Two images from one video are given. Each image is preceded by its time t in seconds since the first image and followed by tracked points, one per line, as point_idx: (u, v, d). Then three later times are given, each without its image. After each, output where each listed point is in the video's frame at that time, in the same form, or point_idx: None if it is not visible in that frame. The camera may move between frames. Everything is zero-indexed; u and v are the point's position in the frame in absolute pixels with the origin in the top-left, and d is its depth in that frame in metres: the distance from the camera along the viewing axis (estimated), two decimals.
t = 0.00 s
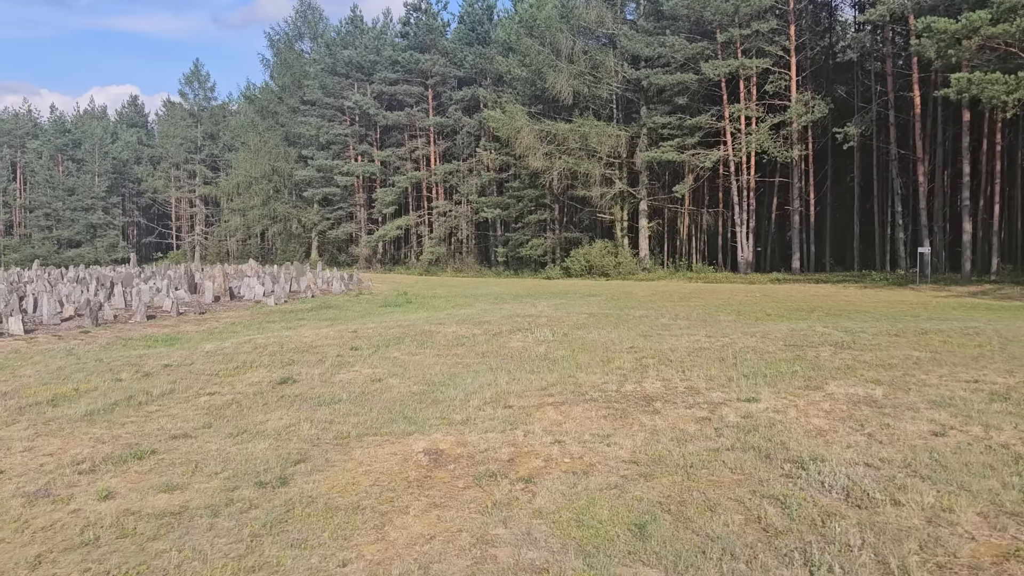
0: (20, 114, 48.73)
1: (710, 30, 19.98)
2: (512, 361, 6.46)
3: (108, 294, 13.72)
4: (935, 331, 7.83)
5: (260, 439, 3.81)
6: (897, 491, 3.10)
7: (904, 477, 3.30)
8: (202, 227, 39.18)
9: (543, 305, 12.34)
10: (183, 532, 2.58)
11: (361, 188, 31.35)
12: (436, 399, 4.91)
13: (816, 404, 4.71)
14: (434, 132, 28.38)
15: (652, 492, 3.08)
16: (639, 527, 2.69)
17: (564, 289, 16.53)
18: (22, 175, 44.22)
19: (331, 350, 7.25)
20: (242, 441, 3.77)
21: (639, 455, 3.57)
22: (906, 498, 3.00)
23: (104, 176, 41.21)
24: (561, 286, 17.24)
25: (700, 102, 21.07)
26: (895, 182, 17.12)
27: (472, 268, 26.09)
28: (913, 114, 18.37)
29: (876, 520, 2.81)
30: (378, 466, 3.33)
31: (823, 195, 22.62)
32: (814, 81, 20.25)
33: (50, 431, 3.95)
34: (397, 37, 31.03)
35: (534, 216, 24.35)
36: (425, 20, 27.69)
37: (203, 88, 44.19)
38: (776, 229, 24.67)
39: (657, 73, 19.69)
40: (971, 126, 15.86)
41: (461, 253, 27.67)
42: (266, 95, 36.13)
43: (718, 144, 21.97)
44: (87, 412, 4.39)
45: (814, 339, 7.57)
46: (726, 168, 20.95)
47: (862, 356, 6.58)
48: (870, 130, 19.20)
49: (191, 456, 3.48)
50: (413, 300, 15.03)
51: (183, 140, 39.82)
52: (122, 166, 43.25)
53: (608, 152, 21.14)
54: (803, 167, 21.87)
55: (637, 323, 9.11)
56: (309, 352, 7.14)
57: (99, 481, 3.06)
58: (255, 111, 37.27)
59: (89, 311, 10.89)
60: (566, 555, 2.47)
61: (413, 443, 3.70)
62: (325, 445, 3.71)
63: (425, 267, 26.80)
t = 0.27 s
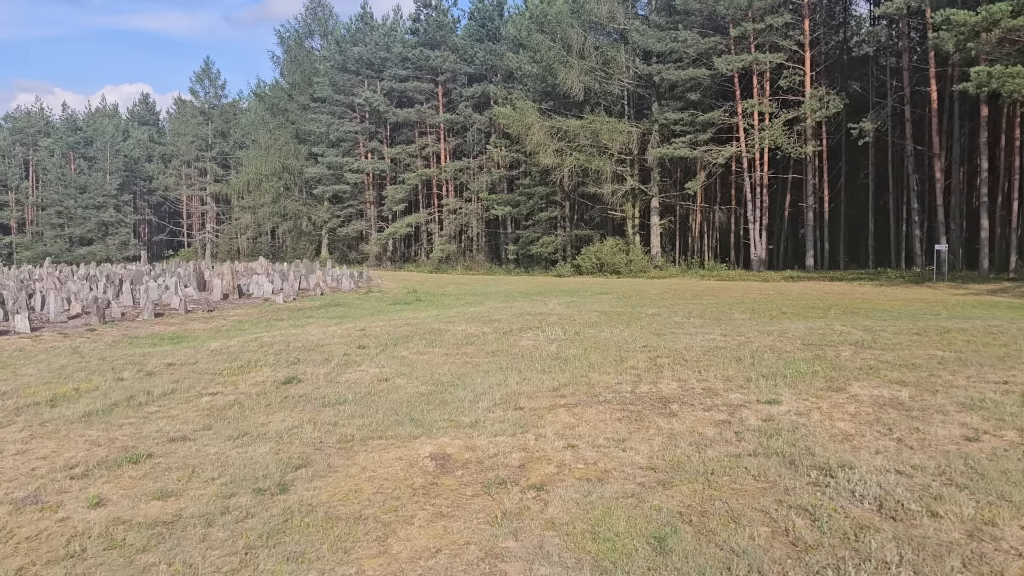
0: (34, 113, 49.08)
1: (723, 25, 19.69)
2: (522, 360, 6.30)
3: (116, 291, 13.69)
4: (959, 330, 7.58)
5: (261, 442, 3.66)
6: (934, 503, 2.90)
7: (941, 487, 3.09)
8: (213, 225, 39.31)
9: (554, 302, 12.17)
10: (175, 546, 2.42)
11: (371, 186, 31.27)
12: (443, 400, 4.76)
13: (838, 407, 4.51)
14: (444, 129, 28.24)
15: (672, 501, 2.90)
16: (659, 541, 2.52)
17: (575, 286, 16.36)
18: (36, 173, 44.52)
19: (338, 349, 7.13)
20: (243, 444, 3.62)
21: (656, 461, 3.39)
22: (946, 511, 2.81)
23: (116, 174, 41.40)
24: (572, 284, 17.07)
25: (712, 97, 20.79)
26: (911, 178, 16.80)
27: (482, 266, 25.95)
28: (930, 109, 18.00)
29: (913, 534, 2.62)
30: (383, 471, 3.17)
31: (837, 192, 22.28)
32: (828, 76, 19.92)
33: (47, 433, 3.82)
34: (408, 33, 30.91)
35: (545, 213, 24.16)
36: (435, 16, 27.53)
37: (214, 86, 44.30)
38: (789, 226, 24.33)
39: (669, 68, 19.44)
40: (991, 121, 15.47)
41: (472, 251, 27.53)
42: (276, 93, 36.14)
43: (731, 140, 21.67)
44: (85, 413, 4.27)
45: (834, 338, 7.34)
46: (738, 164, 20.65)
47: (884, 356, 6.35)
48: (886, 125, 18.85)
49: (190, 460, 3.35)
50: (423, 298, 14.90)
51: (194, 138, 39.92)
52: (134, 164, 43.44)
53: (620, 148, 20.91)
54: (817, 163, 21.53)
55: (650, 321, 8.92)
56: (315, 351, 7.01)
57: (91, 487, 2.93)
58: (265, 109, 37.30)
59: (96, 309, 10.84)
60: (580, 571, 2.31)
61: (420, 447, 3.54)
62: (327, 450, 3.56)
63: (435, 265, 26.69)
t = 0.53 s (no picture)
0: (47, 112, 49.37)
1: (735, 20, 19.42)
2: (530, 362, 6.16)
3: (124, 289, 13.66)
4: (981, 331, 7.36)
5: (261, 450, 3.54)
6: (969, 520, 2.73)
7: (973, 503, 2.92)
8: (223, 223, 39.39)
9: (564, 301, 12.00)
10: (164, 565, 2.30)
11: (380, 183, 31.20)
12: (449, 404, 4.63)
13: (859, 414, 4.33)
14: (453, 126, 28.09)
15: (688, 517, 2.75)
16: (676, 562, 2.36)
17: (584, 285, 16.20)
18: (48, 171, 44.78)
19: (344, 350, 7.01)
20: (241, 452, 3.50)
21: (671, 472, 3.23)
22: (983, 530, 2.63)
23: (126, 172, 41.56)
24: (582, 282, 16.89)
25: (724, 94, 20.52)
26: (926, 175, 16.50)
27: (491, 264, 25.81)
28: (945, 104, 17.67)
29: (948, 556, 2.45)
30: (386, 482, 3.04)
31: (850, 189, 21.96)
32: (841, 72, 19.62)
33: (42, 439, 3.72)
34: (417, 31, 30.78)
35: (555, 211, 23.98)
36: (444, 13, 27.37)
37: (224, 84, 44.37)
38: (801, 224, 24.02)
39: (680, 65, 19.20)
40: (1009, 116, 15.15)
41: (481, 248, 27.39)
42: (286, 91, 36.13)
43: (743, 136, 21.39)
44: (84, 417, 4.17)
45: (851, 339, 7.14)
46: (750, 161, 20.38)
47: (904, 358, 6.16)
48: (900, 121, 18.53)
49: (187, 469, 3.23)
50: (431, 296, 14.78)
51: (204, 135, 40.01)
52: (144, 162, 43.59)
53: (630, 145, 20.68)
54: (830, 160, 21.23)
55: (662, 321, 8.74)
56: (320, 352, 6.90)
57: (82, 499, 2.82)
58: (275, 107, 37.30)
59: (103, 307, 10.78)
60: None
61: (425, 456, 3.40)
62: (329, 458, 3.43)
63: (444, 263, 26.59)
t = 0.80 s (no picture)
0: (58, 107, 49.62)
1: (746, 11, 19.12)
2: (534, 357, 6.03)
3: (130, 284, 13.65)
4: (999, 326, 7.15)
5: (253, 447, 3.43)
6: (994, 526, 2.56)
7: (997, 508, 2.75)
8: (232, 218, 39.46)
9: (571, 296, 11.85)
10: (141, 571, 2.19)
11: (388, 178, 31.12)
12: (449, 401, 4.50)
13: (873, 412, 4.16)
14: (461, 120, 27.93)
15: (694, 521, 2.60)
16: (679, 571, 2.22)
17: (593, 279, 16.03)
18: (58, 167, 45.01)
19: (346, 345, 6.91)
20: (233, 450, 3.39)
21: (677, 473, 3.09)
22: (1009, 537, 2.47)
23: (136, 167, 41.70)
24: (590, 277, 16.74)
25: (734, 86, 20.25)
26: (939, 167, 16.20)
27: (499, 259, 25.68)
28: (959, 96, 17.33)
29: (971, 565, 2.30)
30: (379, 483, 2.91)
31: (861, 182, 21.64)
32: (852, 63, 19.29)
33: (30, 437, 3.63)
34: (425, 24, 30.62)
35: (563, 205, 23.80)
36: (452, 6, 27.19)
37: (233, 80, 44.42)
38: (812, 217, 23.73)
39: (689, 57, 18.94)
40: None
41: (489, 243, 27.26)
42: (294, 86, 36.10)
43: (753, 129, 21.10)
44: (76, 414, 4.08)
45: (865, 335, 6.96)
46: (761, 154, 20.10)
47: (919, 354, 5.97)
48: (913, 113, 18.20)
49: (174, 468, 3.13)
50: (438, 290, 14.68)
51: (213, 131, 40.06)
52: (153, 157, 43.73)
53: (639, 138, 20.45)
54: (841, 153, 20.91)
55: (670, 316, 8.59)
56: (321, 347, 6.80)
57: (63, 500, 2.73)
58: (283, 102, 37.28)
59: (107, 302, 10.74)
60: None
61: (421, 455, 3.28)
62: (322, 457, 3.31)
63: (452, 258, 26.50)
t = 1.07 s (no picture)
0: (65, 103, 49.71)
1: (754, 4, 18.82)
2: (533, 358, 5.88)
3: (132, 280, 13.58)
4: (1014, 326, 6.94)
5: (234, 454, 3.30)
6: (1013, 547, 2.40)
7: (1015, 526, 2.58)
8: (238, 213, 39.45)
9: (576, 293, 11.67)
10: None
11: (393, 173, 30.99)
12: (442, 404, 4.36)
13: (882, 418, 3.99)
14: (467, 115, 27.73)
15: (691, 539, 2.46)
16: None
17: (598, 275, 15.85)
18: (66, 162, 45.13)
19: (342, 344, 6.78)
20: (213, 457, 3.26)
21: (675, 485, 2.94)
22: None
23: (143, 163, 41.73)
24: (597, 273, 16.53)
25: (742, 81, 19.97)
26: (950, 162, 15.90)
27: (505, 254, 25.50)
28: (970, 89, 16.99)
29: None
30: (361, 496, 2.78)
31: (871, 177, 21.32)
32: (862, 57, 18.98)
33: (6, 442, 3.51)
34: (431, 19, 30.42)
35: (569, 200, 23.59)
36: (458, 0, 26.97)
37: (239, 75, 44.36)
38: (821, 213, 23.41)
39: (696, 51, 18.68)
40: None
41: (495, 239, 27.09)
42: (300, 81, 36.00)
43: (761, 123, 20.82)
44: (56, 417, 3.96)
45: (875, 334, 6.76)
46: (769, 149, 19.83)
47: (931, 355, 5.78)
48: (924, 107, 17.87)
49: (151, 476, 3.00)
50: (441, 287, 14.52)
51: (219, 126, 40.03)
52: (160, 153, 43.77)
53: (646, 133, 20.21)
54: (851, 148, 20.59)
55: (675, 314, 8.40)
56: (318, 346, 6.68)
57: (30, 513, 2.61)
58: (289, 97, 37.18)
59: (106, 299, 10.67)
60: None
61: (408, 465, 3.13)
62: (305, 465, 3.17)
63: (458, 253, 26.35)
